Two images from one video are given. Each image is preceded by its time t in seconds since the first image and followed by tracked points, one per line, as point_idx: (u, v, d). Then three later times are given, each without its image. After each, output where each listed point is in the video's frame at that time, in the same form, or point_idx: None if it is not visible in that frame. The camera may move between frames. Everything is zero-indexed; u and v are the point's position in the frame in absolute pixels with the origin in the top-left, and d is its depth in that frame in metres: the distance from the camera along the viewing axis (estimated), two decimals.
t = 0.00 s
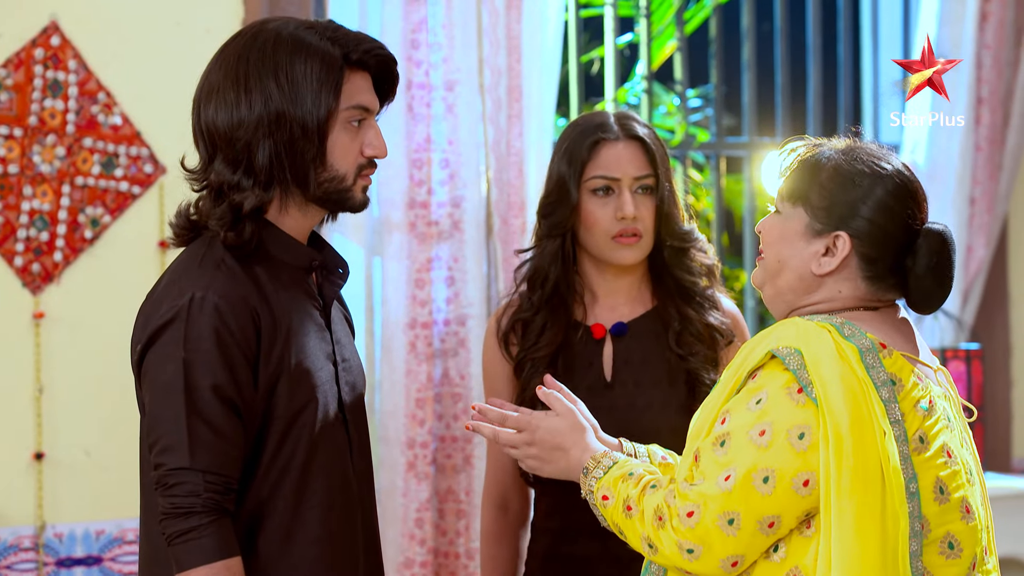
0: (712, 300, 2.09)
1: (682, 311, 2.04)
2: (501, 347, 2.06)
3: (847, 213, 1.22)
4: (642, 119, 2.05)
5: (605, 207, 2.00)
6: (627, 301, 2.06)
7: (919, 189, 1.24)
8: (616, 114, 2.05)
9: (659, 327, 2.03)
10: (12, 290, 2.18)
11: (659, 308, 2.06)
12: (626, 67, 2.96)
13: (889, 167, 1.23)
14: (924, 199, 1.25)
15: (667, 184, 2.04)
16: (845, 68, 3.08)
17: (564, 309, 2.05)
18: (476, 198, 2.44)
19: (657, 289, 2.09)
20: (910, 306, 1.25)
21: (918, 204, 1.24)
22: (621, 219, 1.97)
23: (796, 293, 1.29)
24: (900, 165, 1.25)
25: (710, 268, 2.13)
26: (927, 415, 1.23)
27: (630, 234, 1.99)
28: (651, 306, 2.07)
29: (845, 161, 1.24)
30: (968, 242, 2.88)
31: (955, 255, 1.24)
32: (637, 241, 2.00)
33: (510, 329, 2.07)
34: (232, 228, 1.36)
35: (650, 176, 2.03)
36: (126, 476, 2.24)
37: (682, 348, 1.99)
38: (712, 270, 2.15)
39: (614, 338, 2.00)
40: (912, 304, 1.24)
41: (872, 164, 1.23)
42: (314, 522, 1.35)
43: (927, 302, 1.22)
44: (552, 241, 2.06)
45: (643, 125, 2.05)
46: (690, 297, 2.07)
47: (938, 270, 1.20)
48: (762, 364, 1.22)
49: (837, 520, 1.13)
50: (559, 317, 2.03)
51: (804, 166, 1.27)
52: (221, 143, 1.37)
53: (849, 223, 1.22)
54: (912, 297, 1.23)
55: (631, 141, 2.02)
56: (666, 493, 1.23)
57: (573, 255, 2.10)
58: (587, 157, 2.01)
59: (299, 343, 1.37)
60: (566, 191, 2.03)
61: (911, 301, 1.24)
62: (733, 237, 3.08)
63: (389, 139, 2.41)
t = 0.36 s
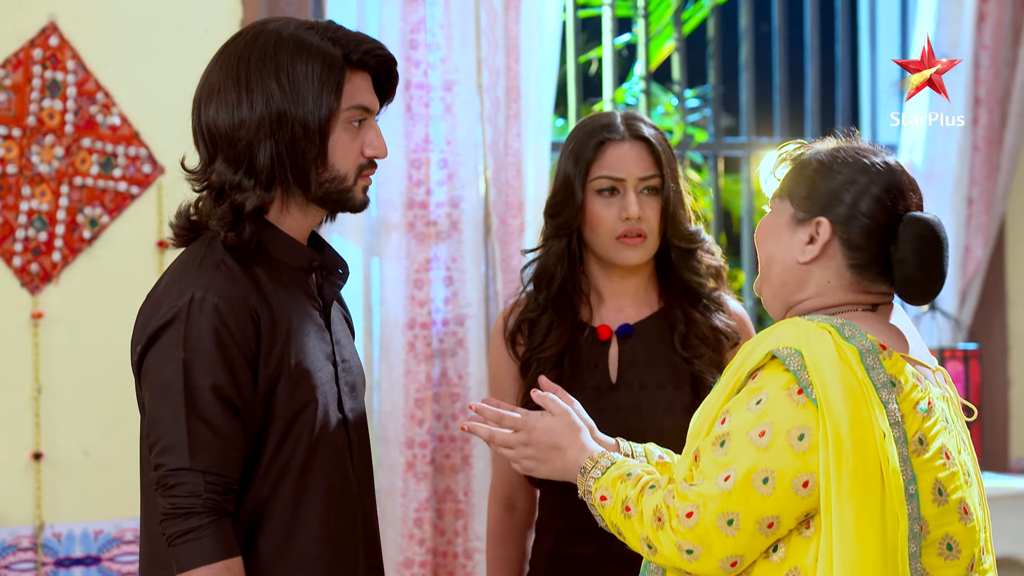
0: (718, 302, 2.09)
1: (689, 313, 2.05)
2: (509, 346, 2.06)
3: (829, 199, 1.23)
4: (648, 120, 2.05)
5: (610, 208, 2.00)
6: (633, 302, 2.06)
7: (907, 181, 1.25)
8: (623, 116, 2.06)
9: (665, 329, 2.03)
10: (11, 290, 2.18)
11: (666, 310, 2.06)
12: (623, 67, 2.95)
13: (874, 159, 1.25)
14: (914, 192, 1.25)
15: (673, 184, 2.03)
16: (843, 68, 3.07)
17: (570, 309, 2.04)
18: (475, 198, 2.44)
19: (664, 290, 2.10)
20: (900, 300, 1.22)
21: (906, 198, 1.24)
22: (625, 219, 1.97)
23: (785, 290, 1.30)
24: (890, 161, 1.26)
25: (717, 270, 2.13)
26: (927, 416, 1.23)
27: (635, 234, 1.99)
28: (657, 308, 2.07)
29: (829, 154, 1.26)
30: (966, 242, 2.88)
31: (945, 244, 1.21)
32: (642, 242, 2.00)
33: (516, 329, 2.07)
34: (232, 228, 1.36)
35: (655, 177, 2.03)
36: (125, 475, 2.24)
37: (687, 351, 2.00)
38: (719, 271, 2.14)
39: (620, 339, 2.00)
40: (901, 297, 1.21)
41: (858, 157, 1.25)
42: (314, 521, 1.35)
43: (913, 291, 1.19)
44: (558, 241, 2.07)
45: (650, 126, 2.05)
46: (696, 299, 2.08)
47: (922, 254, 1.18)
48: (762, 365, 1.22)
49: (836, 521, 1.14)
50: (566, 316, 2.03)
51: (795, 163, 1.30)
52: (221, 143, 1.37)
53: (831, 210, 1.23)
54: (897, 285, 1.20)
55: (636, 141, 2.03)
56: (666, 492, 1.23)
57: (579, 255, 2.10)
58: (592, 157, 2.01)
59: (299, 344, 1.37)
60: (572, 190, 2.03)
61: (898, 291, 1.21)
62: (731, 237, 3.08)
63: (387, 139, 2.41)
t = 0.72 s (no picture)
0: (723, 304, 2.09)
1: (694, 315, 2.04)
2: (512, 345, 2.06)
3: (835, 209, 1.23)
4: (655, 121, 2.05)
5: (612, 206, 2.00)
6: (637, 302, 2.05)
7: (904, 186, 1.26)
8: (630, 116, 2.06)
9: (670, 329, 2.02)
10: (10, 290, 2.18)
11: (671, 310, 2.05)
12: (621, 68, 2.96)
13: (875, 164, 1.24)
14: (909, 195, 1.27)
15: (677, 184, 2.03)
16: (839, 68, 3.08)
17: (573, 308, 2.05)
18: (473, 198, 2.45)
19: (669, 290, 2.09)
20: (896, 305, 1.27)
21: (904, 203, 1.25)
22: (626, 217, 1.98)
23: (785, 293, 1.30)
24: (889, 166, 1.26)
25: (723, 272, 2.12)
26: (924, 410, 1.23)
27: (636, 233, 1.99)
28: (661, 307, 2.07)
29: (831, 159, 1.25)
30: (963, 241, 2.89)
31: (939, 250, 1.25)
32: (643, 241, 2.00)
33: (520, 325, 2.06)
34: (237, 229, 1.35)
35: (658, 176, 2.03)
36: (123, 476, 2.24)
37: (691, 353, 1.98)
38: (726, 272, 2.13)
39: (623, 338, 1.99)
40: (897, 302, 1.26)
41: (860, 162, 1.24)
42: (313, 521, 1.35)
43: (911, 299, 1.24)
44: (562, 239, 2.07)
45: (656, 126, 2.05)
46: (702, 301, 2.07)
47: (925, 268, 1.22)
48: (763, 353, 1.22)
49: (837, 510, 1.14)
50: (570, 314, 2.03)
51: (793, 165, 1.28)
52: (231, 144, 1.35)
53: (837, 220, 1.23)
54: (897, 294, 1.25)
55: (641, 141, 2.03)
56: (668, 476, 1.22)
57: (583, 254, 2.10)
58: (597, 155, 2.02)
59: (298, 344, 1.37)
60: (576, 188, 2.04)
61: (896, 298, 1.25)
62: (728, 237, 3.08)
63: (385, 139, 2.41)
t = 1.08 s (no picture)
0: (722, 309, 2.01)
1: (695, 321, 1.98)
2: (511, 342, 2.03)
3: (825, 214, 1.23)
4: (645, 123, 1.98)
5: (595, 207, 1.96)
6: (637, 302, 2.00)
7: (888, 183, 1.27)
8: (623, 118, 2.01)
9: (670, 330, 1.96)
10: (9, 290, 2.18)
11: (672, 312, 1.99)
12: (620, 68, 2.96)
13: (859, 164, 1.25)
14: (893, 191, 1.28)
15: (662, 187, 1.94)
16: (839, 68, 3.08)
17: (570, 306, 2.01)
18: (471, 198, 2.45)
19: (670, 291, 2.03)
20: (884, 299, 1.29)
21: (891, 200, 1.26)
22: (606, 220, 1.93)
23: (778, 296, 1.30)
24: (872, 164, 1.26)
25: (722, 274, 2.03)
26: (914, 402, 1.25)
27: (618, 236, 1.94)
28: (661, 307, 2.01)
29: (816, 163, 1.25)
30: (961, 242, 2.89)
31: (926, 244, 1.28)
32: (627, 243, 1.95)
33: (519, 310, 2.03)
34: (245, 229, 1.35)
35: (643, 179, 1.95)
36: (123, 476, 2.24)
37: (690, 359, 1.92)
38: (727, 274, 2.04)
39: (622, 336, 1.94)
40: (887, 296, 1.28)
41: (846, 164, 1.24)
42: (311, 521, 1.35)
43: (903, 294, 1.26)
44: (556, 238, 2.04)
45: (646, 128, 1.98)
46: (700, 305, 2.01)
47: (914, 264, 1.24)
48: (756, 345, 1.23)
49: (829, 499, 1.15)
50: (568, 306, 2.00)
51: (778, 170, 1.28)
52: (240, 145, 1.34)
53: (827, 224, 1.23)
54: (888, 290, 1.27)
55: (628, 142, 1.97)
56: (669, 462, 1.23)
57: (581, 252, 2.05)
58: (584, 156, 1.99)
59: (297, 343, 1.37)
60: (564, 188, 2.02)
61: (886, 294, 1.27)
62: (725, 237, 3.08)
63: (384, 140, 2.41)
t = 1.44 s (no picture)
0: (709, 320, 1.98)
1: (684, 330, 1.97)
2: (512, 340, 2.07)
3: (802, 203, 1.27)
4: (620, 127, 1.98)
5: (576, 214, 1.98)
6: (636, 303, 2.01)
7: (866, 174, 1.30)
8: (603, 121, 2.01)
9: (661, 334, 1.97)
10: (11, 290, 2.18)
11: (663, 318, 1.99)
12: (621, 69, 2.96)
13: (834, 156, 1.29)
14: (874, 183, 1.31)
15: (633, 193, 1.94)
16: (839, 68, 3.08)
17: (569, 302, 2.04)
18: (472, 198, 2.45)
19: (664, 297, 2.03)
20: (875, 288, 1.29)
21: (870, 190, 1.29)
22: (581, 228, 1.95)
23: (764, 292, 1.33)
24: (849, 157, 1.30)
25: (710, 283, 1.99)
26: (902, 397, 1.27)
27: (594, 243, 1.95)
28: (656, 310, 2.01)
29: (790, 158, 1.30)
30: (962, 242, 2.89)
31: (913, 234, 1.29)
32: (604, 251, 1.95)
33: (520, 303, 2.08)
34: (247, 227, 1.34)
35: (617, 186, 1.95)
36: (125, 476, 2.24)
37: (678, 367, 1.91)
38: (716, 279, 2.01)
39: (616, 337, 1.96)
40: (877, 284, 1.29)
41: (821, 156, 1.29)
42: (311, 520, 1.35)
43: (892, 279, 1.26)
44: (556, 237, 2.08)
45: (620, 133, 1.97)
46: (686, 315, 1.98)
47: (899, 247, 1.25)
48: (744, 345, 1.24)
49: (816, 496, 1.16)
50: (566, 301, 2.04)
51: (752, 169, 1.33)
52: (243, 143, 1.35)
53: (806, 212, 1.27)
54: (876, 277, 1.27)
55: (604, 149, 1.96)
56: (657, 468, 1.23)
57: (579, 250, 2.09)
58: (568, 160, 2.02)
59: (298, 343, 1.37)
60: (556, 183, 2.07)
61: (875, 281, 1.28)
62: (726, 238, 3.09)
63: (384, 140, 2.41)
